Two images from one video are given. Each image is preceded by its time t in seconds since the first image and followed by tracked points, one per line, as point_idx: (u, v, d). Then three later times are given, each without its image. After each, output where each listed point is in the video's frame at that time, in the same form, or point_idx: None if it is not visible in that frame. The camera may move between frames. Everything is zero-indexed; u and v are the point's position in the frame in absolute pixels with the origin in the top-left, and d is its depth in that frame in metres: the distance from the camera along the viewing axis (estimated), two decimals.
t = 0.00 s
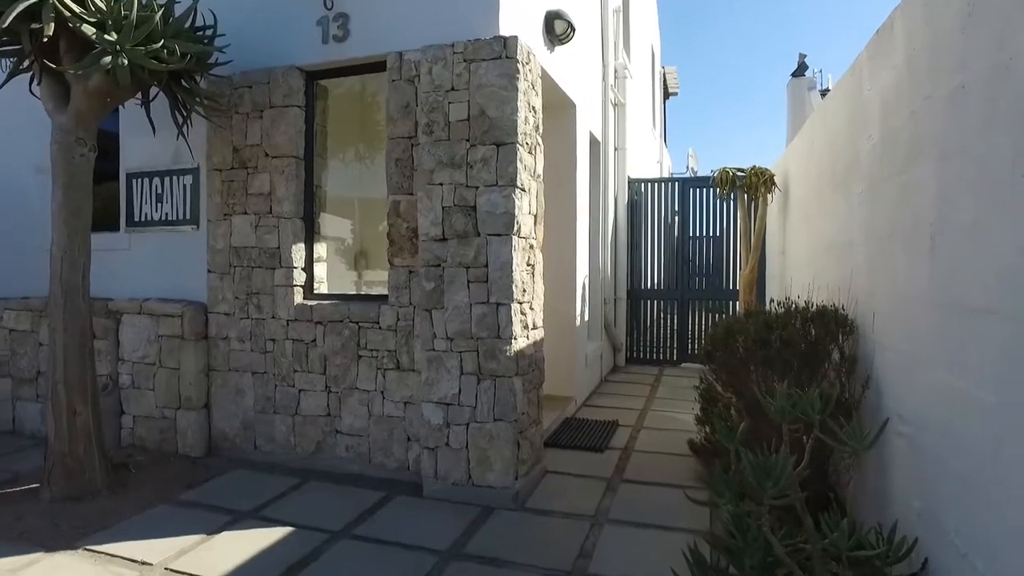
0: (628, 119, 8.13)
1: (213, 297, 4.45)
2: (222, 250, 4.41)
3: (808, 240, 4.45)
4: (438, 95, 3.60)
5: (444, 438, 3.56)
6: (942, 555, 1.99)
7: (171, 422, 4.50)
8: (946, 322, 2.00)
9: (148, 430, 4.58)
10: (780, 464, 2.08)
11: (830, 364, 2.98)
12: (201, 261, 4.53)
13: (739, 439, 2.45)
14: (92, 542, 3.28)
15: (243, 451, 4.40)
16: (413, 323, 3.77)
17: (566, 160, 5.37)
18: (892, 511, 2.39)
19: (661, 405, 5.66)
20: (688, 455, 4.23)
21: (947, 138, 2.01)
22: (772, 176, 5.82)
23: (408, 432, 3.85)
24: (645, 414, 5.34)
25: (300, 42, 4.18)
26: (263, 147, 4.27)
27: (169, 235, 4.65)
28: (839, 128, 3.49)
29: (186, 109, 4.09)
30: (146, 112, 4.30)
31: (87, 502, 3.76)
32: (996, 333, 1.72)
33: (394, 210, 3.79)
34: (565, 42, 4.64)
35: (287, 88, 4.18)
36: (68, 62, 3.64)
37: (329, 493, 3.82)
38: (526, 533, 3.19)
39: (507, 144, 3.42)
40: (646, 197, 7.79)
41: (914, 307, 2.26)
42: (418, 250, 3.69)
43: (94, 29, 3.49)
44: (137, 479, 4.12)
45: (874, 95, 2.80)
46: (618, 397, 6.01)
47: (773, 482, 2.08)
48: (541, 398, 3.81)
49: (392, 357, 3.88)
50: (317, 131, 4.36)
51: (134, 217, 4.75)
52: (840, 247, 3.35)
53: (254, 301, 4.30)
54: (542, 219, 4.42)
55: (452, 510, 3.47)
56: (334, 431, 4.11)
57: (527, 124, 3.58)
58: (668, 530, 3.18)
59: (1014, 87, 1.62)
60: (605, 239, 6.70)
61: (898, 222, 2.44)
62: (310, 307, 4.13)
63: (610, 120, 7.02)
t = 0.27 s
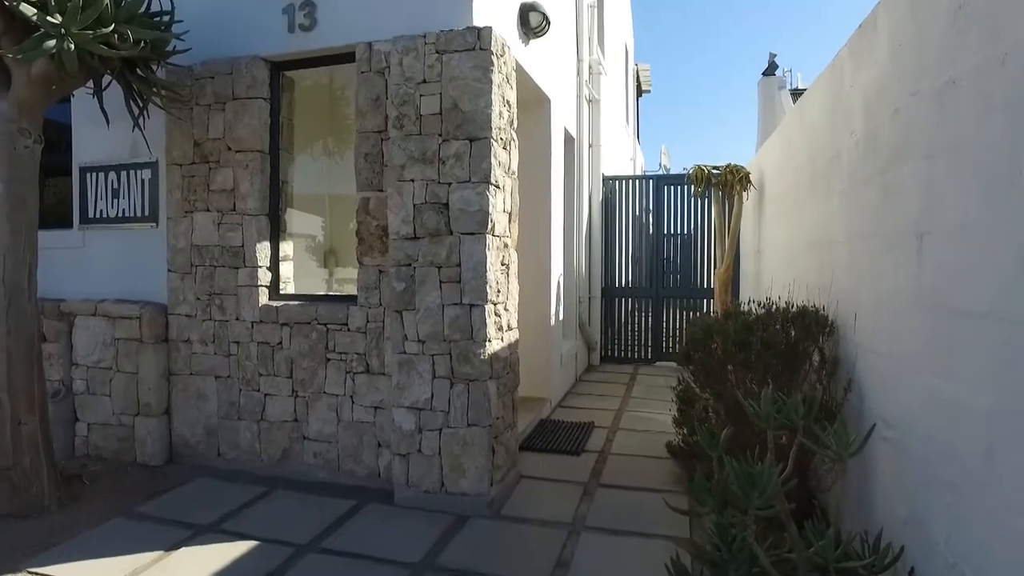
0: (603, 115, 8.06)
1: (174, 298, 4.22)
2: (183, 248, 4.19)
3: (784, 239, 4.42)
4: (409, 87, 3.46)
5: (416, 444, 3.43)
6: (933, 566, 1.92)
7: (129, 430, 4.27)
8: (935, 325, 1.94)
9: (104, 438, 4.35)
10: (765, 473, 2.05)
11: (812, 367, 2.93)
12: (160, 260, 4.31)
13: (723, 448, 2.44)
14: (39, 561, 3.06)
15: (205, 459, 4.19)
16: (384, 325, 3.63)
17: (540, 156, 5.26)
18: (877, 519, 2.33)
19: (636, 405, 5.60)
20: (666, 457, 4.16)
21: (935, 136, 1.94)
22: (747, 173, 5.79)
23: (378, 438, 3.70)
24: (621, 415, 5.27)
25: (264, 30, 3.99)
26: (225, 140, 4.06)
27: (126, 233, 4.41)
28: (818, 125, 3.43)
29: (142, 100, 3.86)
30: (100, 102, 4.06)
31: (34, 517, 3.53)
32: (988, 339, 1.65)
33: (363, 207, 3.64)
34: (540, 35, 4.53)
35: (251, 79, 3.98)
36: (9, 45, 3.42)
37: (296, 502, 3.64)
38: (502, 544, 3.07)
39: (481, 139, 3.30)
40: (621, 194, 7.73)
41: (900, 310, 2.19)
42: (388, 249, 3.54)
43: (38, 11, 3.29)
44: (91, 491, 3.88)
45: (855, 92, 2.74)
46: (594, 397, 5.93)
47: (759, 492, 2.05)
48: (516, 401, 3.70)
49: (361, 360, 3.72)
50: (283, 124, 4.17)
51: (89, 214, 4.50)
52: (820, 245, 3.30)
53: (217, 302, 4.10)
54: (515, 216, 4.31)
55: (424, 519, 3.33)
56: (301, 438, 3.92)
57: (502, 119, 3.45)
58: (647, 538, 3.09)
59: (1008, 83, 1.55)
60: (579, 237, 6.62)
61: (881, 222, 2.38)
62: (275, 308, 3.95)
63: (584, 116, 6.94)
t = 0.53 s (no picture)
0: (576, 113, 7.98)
1: (129, 302, 3.98)
2: (139, 249, 3.96)
3: (760, 239, 4.37)
4: (377, 82, 3.31)
5: (385, 454, 3.29)
6: None
7: (81, 441, 4.03)
8: (923, 331, 1.87)
9: (54, 450, 4.10)
10: (749, 482, 2.01)
11: (792, 373, 2.87)
12: (114, 261, 4.07)
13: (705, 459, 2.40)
14: None
15: (162, 472, 3.97)
16: (351, 330, 3.48)
17: (513, 154, 5.15)
18: (861, 529, 2.27)
19: (610, 407, 5.53)
20: (642, 462, 4.08)
21: (925, 136, 1.87)
22: (721, 173, 5.77)
23: (346, 448, 3.55)
24: (595, 418, 5.18)
25: (224, 21, 3.79)
26: (183, 136, 3.85)
27: (77, 233, 4.16)
28: (796, 123, 3.38)
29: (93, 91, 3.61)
30: (47, 95, 3.81)
31: None
32: (982, 348, 1.59)
33: (329, 207, 3.49)
34: (513, 30, 4.41)
35: (210, 72, 3.78)
36: None
37: (259, 517, 3.47)
38: (476, 558, 2.95)
39: (451, 136, 3.17)
40: (594, 193, 7.66)
41: (885, 314, 2.13)
42: (355, 250, 3.39)
43: None
44: (37, 509, 3.64)
45: (837, 90, 2.68)
46: (569, 400, 5.84)
47: (744, 507, 1.99)
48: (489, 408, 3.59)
49: (328, 367, 3.57)
50: (245, 120, 3.98)
51: (36, 213, 4.24)
52: (798, 246, 3.25)
53: (175, 306, 3.89)
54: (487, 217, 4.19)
55: (394, 533, 3.19)
56: (265, 448, 3.74)
57: (474, 116, 3.32)
58: (625, 549, 3.00)
59: (1004, 82, 1.48)
60: (553, 236, 6.54)
61: (865, 224, 2.32)
62: (237, 312, 3.76)
63: (557, 114, 6.85)
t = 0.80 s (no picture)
0: (553, 110, 7.88)
1: (84, 304, 3.77)
2: (94, 248, 3.74)
3: (739, 237, 4.32)
4: (345, 73, 3.16)
5: (354, 461, 3.16)
6: None
7: (32, 451, 3.79)
8: (914, 332, 1.81)
9: (3, 461, 3.86)
10: (733, 490, 1.92)
11: (775, 376, 2.80)
12: (68, 261, 3.84)
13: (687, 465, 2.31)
14: None
15: (119, 481, 3.76)
16: (318, 332, 3.34)
17: (489, 151, 5.04)
18: (846, 537, 2.20)
19: (587, 409, 5.44)
20: (620, 465, 4.01)
21: (915, 130, 1.81)
22: (699, 171, 5.73)
23: (313, 454, 3.40)
24: (572, 420, 5.09)
25: (184, 8, 3.60)
26: (141, 129, 3.64)
27: (27, 231, 3.92)
28: (776, 119, 3.32)
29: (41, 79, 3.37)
30: None
31: None
32: (978, 351, 1.52)
33: (295, 204, 3.35)
34: (487, 23, 4.30)
35: (169, 61, 3.58)
36: None
37: (222, 527, 3.29)
38: (449, 569, 2.83)
39: (423, 131, 3.04)
40: (571, 191, 7.58)
41: (873, 314, 2.06)
42: (322, 249, 3.26)
43: None
44: None
45: (819, 84, 2.62)
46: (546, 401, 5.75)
47: (728, 518, 1.91)
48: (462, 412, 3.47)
49: (295, 371, 3.42)
50: (208, 111, 3.80)
51: None
52: (780, 244, 3.18)
53: (133, 307, 3.68)
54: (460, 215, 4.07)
55: (364, 543, 3.05)
56: (229, 455, 3.57)
57: (446, 109, 3.20)
58: (604, 557, 2.91)
59: (1005, 72, 1.41)
60: (529, 235, 6.44)
61: (852, 221, 2.25)
62: (199, 314, 3.58)
63: (534, 110, 6.75)
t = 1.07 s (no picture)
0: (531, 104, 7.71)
1: (30, 304, 3.45)
2: (39, 244, 3.42)
3: (720, 234, 4.21)
4: (306, 58, 2.94)
5: (317, 470, 2.98)
6: None
7: None
8: (910, 332, 1.69)
9: None
10: (717, 501, 1.80)
11: (758, 378, 2.69)
12: (11, 256, 3.48)
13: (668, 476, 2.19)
14: None
15: (67, 493, 3.49)
16: (280, 333, 3.14)
17: (463, 145, 4.88)
18: (837, 549, 2.08)
19: (566, 410, 5.30)
20: (598, 469, 3.88)
21: (910, 117, 1.69)
22: (679, 166, 5.64)
23: (276, 462, 3.19)
24: (550, 421, 4.95)
25: None
26: (90, 118, 3.34)
27: None
28: (759, 110, 3.20)
29: None
30: None
31: None
32: (980, 353, 1.40)
33: (255, 197, 3.14)
34: (460, 10, 4.12)
35: (119, 45, 3.28)
36: None
37: (177, 542, 3.05)
38: None
39: (389, 120, 2.85)
40: (549, 187, 7.44)
41: (864, 313, 1.95)
42: (283, 245, 3.06)
43: None
44: None
45: (805, 72, 2.49)
46: (523, 401, 5.60)
47: (714, 535, 1.78)
48: (433, 416, 3.31)
49: (256, 374, 3.21)
50: (162, 99, 3.48)
51: None
52: (763, 240, 3.06)
53: (83, 308, 3.37)
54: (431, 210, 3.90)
55: (328, 557, 2.87)
56: (186, 464, 3.33)
57: (414, 97, 3.02)
58: (581, 570, 2.76)
59: (1009, 51, 1.29)
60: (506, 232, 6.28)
61: (840, 215, 2.13)
62: (154, 314, 3.30)
63: (511, 104, 6.58)
